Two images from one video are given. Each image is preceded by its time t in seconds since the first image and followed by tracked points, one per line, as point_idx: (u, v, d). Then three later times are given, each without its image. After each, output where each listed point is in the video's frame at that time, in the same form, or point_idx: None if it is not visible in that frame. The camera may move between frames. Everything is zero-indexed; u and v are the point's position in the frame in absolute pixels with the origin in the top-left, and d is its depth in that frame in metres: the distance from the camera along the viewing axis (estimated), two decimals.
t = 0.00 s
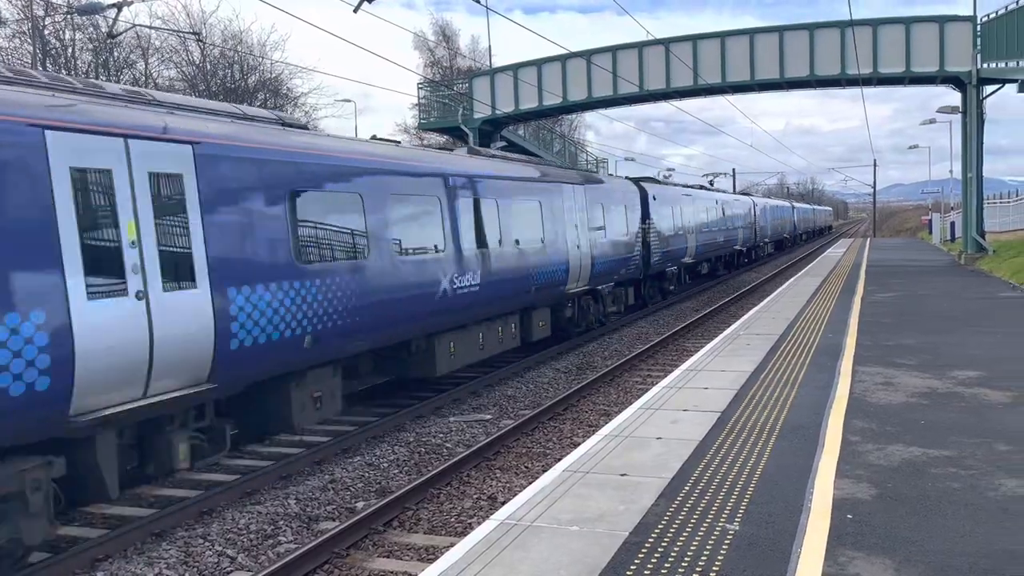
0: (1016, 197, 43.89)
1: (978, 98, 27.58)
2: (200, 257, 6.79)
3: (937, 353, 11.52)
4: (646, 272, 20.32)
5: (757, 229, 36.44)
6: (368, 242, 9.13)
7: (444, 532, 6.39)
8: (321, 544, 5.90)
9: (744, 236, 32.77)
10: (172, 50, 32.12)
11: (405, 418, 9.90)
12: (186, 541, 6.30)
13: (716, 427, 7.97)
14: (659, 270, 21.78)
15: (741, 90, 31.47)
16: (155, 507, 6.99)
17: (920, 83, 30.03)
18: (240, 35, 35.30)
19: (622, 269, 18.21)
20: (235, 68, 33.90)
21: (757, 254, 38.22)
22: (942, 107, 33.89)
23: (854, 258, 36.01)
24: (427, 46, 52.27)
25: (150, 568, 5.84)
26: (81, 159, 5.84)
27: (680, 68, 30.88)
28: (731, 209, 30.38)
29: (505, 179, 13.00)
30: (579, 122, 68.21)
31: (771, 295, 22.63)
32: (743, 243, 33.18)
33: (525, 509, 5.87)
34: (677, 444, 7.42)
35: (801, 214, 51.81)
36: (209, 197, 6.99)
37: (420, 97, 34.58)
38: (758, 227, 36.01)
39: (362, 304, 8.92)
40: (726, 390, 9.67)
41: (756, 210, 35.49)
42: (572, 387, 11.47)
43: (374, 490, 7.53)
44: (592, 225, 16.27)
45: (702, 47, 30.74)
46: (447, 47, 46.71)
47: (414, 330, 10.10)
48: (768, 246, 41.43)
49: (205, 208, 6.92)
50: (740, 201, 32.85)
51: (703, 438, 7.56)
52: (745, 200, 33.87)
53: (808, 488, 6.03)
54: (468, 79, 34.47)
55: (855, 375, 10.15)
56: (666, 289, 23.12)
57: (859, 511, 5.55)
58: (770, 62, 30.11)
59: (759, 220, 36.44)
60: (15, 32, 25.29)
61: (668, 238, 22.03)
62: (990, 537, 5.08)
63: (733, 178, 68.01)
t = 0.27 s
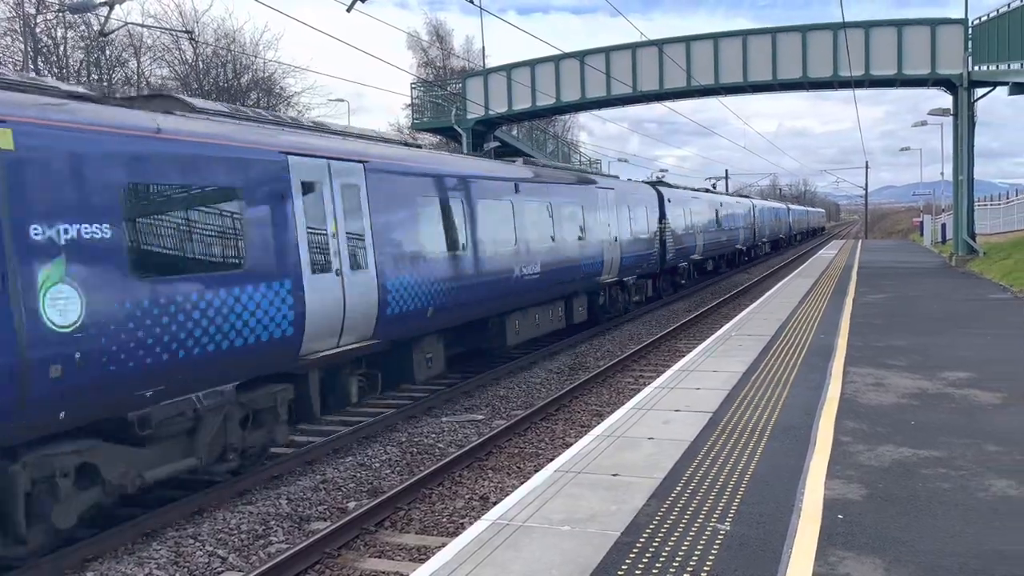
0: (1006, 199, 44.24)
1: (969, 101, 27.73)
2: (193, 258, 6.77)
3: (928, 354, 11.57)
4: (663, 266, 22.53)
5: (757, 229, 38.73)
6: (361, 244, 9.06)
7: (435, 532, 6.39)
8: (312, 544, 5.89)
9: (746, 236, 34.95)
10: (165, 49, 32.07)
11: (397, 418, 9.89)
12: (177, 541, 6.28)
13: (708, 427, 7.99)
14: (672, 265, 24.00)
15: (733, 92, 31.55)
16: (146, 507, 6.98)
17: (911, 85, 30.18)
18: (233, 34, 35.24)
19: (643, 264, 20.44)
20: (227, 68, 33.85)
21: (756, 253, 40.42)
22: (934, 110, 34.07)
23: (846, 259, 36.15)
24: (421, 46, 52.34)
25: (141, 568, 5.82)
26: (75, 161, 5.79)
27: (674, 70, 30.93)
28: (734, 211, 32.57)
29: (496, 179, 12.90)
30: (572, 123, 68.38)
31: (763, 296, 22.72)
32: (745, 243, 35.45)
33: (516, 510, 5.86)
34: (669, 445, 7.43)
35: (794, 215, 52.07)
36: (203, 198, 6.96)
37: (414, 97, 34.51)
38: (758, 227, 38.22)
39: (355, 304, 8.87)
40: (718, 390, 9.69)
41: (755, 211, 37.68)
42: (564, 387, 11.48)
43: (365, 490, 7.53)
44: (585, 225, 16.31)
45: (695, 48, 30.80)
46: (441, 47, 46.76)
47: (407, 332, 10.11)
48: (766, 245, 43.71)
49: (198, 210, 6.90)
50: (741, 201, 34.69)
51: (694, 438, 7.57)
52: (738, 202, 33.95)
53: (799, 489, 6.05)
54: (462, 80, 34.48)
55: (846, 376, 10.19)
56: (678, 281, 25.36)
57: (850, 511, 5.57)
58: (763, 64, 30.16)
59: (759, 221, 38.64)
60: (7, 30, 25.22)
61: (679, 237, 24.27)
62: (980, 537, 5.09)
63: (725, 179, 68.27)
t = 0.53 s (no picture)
0: (993, 201, 44.64)
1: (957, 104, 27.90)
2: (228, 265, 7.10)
3: (916, 355, 11.64)
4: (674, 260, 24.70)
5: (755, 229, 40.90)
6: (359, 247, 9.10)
7: (424, 533, 6.38)
8: (300, 545, 5.87)
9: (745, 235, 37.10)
10: (155, 47, 32.01)
11: (388, 418, 9.88)
12: (165, 542, 6.25)
13: (697, 428, 8.00)
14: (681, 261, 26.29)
15: (724, 93, 31.64)
16: (132, 507, 6.96)
17: (900, 88, 30.35)
18: (224, 33, 35.18)
19: (656, 258, 22.56)
20: (218, 67, 33.80)
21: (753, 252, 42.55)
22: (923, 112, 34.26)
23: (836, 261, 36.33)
24: (413, 46, 52.43)
25: (127, 569, 5.79)
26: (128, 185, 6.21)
27: (665, 71, 30.99)
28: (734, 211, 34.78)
29: (488, 178, 12.89)
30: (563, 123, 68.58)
31: (752, 297, 22.82)
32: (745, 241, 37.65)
33: (505, 510, 5.86)
34: (658, 445, 7.44)
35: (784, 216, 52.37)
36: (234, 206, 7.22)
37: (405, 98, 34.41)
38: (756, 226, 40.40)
39: (358, 308, 8.99)
40: (707, 391, 9.72)
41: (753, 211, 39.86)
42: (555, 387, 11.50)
43: (355, 490, 7.51)
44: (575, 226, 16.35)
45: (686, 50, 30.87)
46: (433, 47, 46.82)
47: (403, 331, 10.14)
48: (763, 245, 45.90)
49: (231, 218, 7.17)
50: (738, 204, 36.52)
51: (683, 439, 7.58)
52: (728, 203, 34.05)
53: (787, 489, 6.07)
54: (453, 80, 34.49)
55: (835, 376, 10.23)
56: (684, 276, 27.47)
57: (838, 511, 5.59)
58: (754, 66, 30.26)
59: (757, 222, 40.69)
60: None
61: (687, 235, 26.42)
62: (967, 538, 5.12)
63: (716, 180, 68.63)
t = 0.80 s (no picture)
0: (979, 203, 44.97)
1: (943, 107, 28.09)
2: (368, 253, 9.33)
3: (901, 356, 11.71)
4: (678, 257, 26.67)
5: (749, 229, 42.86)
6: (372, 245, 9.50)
7: (412, 534, 6.37)
8: (286, 547, 5.85)
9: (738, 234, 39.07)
10: (142, 47, 31.95)
11: (375, 420, 9.85)
12: (149, 544, 6.22)
13: (684, 429, 8.01)
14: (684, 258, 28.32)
15: (712, 95, 31.75)
16: (116, 510, 6.95)
17: (887, 91, 30.54)
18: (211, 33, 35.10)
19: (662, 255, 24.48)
20: (206, 66, 33.73)
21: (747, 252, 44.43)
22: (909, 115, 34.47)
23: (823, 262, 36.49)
24: (402, 46, 52.48)
25: (111, 571, 5.76)
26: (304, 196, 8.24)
27: (653, 73, 31.06)
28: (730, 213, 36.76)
29: (478, 181, 12.92)
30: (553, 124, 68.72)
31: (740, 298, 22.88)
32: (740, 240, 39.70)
33: (492, 511, 5.85)
34: (645, 446, 7.45)
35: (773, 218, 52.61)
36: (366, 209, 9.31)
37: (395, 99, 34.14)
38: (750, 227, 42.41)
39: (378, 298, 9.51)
40: (695, 392, 9.73)
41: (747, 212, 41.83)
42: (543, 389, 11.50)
43: (341, 492, 7.49)
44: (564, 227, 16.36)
45: (675, 52, 30.96)
46: (422, 48, 46.83)
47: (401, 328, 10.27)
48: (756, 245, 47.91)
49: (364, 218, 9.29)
50: (734, 205, 38.39)
51: (670, 440, 7.58)
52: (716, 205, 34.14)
53: (773, 490, 6.08)
54: (442, 82, 34.50)
55: (821, 377, 10.28)
56: (686, 272, 29.46)
57: (823, 512, 5.61)
58: (742, 69, 30.36)
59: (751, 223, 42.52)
60: None
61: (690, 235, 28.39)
62: (950, 538, 5.15)
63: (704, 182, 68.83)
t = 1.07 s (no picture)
0: (965, 203, 45.33)
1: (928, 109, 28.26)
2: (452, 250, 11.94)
3: (887, 357, 11.78)
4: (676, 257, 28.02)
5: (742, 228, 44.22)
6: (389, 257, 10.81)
7: (399, 535, 6.36)
8: (272, 549, 5.82)
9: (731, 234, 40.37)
10: (128, 47, 31.88)
11: (362, 421, 9.83)
12: (134, 546, 6.18)
13: (672, 429, 8.01)
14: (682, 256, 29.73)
15: (699, 97, 31.87)
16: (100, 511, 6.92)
17: (872, 93, 30.72)
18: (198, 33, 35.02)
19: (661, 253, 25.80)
20: (192, 66, 33.67)
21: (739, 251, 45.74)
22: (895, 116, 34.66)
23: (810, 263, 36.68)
24: (391, 47, 52.46)
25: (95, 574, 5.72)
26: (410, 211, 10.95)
27: (641, 74, 31.13)
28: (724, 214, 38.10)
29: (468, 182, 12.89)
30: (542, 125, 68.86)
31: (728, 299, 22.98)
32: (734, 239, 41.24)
33: (478, 512, 5.84)
34: (632, 446, 7.45)
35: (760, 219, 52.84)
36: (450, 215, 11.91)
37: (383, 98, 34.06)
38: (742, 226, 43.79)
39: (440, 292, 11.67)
40: (682, 392, 9.74)
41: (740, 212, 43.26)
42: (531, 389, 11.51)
43: (328, 493, 7.46)
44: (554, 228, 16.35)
45: (662, 54, 31.03)
46: (410, 49, 46.76)
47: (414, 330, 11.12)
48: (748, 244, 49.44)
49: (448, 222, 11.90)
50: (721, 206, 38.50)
51: (657, 441, 7.59)
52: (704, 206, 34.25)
53: (759, 491, 6.09)
54: (430, 83, 34.49)
55: (807, 377, 10.33)
56: (684, 271, 30.75)
57: (809, 512, 5.63)
58: (729, 71, 30.48)
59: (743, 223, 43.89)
60: None
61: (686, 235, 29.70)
62: (934, 537, 5.18)
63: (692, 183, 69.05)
